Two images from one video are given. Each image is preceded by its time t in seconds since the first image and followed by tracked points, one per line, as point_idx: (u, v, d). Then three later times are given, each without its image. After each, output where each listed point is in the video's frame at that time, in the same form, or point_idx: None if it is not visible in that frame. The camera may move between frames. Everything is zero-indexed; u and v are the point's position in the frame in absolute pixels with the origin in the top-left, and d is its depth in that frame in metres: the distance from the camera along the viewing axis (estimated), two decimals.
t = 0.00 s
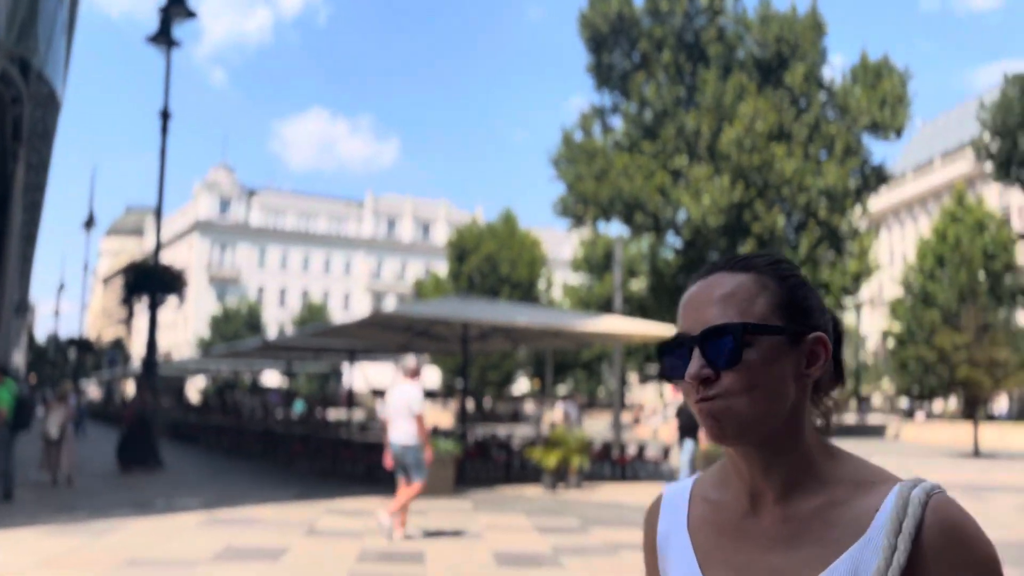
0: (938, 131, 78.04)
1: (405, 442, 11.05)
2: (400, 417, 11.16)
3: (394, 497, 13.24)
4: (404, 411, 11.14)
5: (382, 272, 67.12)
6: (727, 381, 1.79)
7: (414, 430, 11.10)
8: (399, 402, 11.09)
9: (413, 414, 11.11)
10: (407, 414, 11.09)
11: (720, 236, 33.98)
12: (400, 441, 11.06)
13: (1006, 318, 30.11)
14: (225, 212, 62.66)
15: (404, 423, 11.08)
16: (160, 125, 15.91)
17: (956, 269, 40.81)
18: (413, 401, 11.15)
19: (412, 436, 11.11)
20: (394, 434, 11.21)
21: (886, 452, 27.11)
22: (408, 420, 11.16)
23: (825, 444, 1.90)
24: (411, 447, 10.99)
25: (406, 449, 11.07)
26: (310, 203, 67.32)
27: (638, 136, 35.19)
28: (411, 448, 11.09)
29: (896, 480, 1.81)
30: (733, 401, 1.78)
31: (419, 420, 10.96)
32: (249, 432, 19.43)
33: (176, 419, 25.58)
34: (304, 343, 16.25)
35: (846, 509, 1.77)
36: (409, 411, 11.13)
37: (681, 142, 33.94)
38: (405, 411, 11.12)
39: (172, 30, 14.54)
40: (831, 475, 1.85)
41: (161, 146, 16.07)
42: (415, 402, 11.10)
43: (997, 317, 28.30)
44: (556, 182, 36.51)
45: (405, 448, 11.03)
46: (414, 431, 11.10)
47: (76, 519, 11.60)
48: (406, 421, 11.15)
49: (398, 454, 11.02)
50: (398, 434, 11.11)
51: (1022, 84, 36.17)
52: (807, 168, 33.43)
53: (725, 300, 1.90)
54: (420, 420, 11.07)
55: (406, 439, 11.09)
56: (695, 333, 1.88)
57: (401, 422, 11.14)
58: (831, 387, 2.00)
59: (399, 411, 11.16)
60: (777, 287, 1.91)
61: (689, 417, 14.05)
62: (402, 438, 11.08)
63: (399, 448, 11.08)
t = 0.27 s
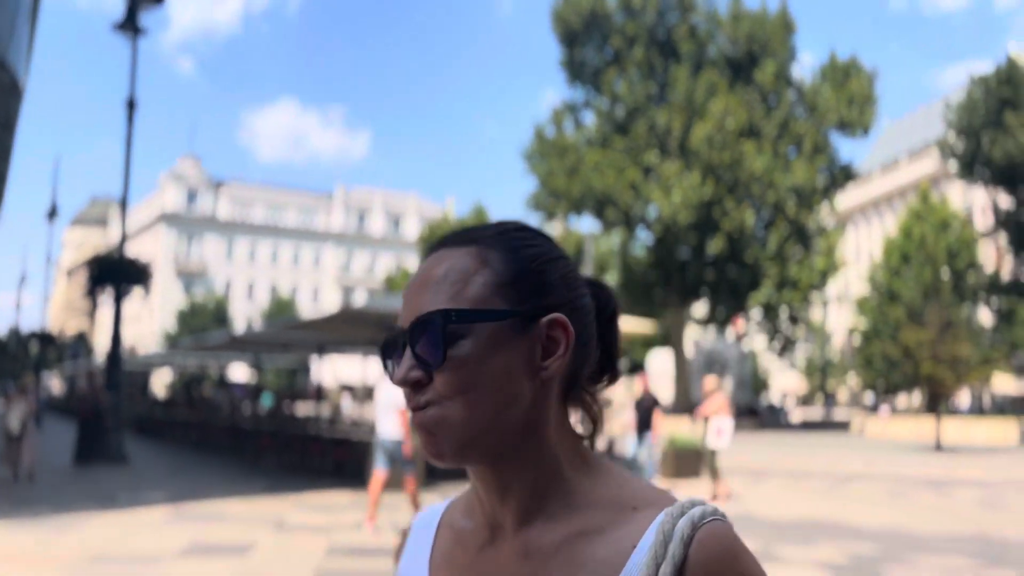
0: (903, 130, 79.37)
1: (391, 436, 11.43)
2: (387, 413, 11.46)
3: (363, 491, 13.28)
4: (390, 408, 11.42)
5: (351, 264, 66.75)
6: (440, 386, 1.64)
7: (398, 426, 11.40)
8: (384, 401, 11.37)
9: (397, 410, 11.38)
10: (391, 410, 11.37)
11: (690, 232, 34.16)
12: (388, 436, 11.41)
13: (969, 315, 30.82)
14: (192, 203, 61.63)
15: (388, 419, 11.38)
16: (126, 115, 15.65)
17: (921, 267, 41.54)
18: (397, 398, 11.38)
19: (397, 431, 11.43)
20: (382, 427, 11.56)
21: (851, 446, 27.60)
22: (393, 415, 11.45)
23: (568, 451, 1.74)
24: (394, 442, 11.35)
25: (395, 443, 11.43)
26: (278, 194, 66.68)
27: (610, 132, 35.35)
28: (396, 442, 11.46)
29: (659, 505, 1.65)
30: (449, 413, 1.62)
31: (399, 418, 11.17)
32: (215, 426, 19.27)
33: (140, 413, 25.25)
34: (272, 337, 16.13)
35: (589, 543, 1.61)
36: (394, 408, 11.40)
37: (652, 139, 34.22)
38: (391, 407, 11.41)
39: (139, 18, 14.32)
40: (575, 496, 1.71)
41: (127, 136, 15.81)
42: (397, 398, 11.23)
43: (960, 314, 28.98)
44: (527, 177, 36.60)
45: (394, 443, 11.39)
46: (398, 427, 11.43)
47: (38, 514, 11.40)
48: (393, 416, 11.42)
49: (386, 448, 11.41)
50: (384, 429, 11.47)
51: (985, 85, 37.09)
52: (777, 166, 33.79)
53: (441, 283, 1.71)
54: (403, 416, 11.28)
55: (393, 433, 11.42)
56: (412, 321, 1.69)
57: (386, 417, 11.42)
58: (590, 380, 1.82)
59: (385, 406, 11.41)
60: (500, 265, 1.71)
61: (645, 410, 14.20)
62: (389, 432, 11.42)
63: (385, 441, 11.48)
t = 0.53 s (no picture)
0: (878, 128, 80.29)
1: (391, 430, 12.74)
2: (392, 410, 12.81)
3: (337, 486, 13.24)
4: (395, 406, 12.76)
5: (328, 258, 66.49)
6: (48, 341, 1.29)
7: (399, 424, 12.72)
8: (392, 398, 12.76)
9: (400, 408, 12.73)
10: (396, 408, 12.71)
11: (667, 228, 34.16)
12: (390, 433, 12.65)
13: (942, 312, 31.28)
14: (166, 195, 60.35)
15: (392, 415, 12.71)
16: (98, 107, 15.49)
17: (895, 264, 42.06)
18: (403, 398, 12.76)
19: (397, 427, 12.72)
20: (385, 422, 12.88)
21: (826, 441, 27.93)
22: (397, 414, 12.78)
23: (248, 407, 1.43)
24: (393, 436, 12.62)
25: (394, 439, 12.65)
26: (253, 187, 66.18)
27: (588, 127, 35.45)
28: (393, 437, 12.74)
29: (354, 483, 1.39)
30: (57, 373, 1.28)
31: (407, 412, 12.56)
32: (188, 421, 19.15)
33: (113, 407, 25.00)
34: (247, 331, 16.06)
35: (253, 541, 1.32)
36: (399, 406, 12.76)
37: (630, 134, 34.43)
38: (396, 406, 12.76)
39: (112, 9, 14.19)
40: (248, 474, 1.41)
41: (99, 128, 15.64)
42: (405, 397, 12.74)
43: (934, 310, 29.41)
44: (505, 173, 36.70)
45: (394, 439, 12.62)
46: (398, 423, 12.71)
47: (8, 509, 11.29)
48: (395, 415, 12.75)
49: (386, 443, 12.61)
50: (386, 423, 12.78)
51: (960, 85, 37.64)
52: (754, 162, 33.93)
53: (45, 191, 1.34)
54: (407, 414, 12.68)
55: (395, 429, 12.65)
56: (2, 253, 1.35)
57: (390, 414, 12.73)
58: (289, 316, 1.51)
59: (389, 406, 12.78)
60: (133, 167, 1.35)
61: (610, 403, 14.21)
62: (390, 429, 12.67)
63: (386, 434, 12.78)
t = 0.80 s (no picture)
0: (862, 127, 80.86)
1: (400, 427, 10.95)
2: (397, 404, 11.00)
3: (320, 485, 13.08)
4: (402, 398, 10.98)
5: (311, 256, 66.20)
6: None
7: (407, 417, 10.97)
8: (397, 391, 10.98)
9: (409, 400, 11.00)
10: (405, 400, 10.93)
11: (652, 225, 33.64)
12: (396, 429, 10.88)
13: (922, 309, 31.47)
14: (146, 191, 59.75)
15: (401, 410, 10.92)
16: (77, 99, 15.33)
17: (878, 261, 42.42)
18: (409, 388, 11.02)
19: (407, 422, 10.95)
20: (388, 420, 11.02)
21: (808, 438, 28.03)
22: (404, 408, 11.02)
23: None
24: (405, 433, 10.82)
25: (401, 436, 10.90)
26: (236, 184, 65.79)
27: (573, 124, 35.55)
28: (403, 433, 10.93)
29: None
30: None
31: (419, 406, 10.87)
32: (168, 418, 18.96)
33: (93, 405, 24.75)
34: (226, 327, 15.88)
35: None
36: (406, 399, 11.00)
37: (614, 131, 34.57)
38: (402, 398, 11.00)
39: (90, 1, 14.07)
40: None
41: (77, 121, 15.49)
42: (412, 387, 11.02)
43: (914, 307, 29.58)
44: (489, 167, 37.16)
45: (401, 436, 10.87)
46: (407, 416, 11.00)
47: None
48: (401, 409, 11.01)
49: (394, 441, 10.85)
50: (392, 420, 10.93)
51: (941, 84, 37.99)
52: (736, 160, 33.79)
53: None
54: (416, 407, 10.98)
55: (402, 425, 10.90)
56: None
57: (395, 408, 10.99)
58: None
59: (393, 399, 11.03)
60: None
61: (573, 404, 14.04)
62: (396, 424, 10.90)
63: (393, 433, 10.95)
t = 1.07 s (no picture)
0: (847, 126, 81.43)
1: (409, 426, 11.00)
2: (407, 404, 10.99)
3: (308, 482, 13.12)
4: (411, 399, 10.97)
5: (298, 253, 66.09)
6: None
7: (416, 418, 10.97)
8: (408, 391, 10.98)
9: (417, 401, 10.98)
10: (414, 401, 10.91)
11: (638, 224, 33.66)
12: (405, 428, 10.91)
13: (904, 308, 31.77)
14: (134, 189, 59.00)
15: (409, 411, 10.91)
16: (63, 95, 15.29)
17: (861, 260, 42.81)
18: (419, 389, 10.99)
19: (415, 423, 10.96)
20: (398, 418, 11.06)
21: (791, 435, 28.26)
22: (414, 408, 11.00)
23: None
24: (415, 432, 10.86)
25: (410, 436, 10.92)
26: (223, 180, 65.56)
27: (560, 123, 35.67)
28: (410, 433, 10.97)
29: None
30: None
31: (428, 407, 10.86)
32: (154, 414, 18.94)
33: (78, 402, 24.66)
34: (213, 324, 15.88)
35: None
36: (415, 400, 11.00)
37: (600, 130, 34.69)
38: (411, 398, 11.01)
39: None
40: None
41: (63, 117, 15.44)
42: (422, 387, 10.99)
43: (897, 306, 29.88)
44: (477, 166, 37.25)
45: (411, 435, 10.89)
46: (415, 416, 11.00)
47: None
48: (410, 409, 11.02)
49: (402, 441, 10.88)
50: (400, 419, 10.95)
51: (924, 85, 38.35)
52: (722, 159, 33.94)
53: None
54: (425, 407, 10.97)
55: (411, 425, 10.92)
56: None
57: (405, 408, 10.99)
58: None
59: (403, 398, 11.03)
60: None
61: (548, 397, 13.74)
62: (406, 424, 10.92)
63: (401, 431, 10.99)
